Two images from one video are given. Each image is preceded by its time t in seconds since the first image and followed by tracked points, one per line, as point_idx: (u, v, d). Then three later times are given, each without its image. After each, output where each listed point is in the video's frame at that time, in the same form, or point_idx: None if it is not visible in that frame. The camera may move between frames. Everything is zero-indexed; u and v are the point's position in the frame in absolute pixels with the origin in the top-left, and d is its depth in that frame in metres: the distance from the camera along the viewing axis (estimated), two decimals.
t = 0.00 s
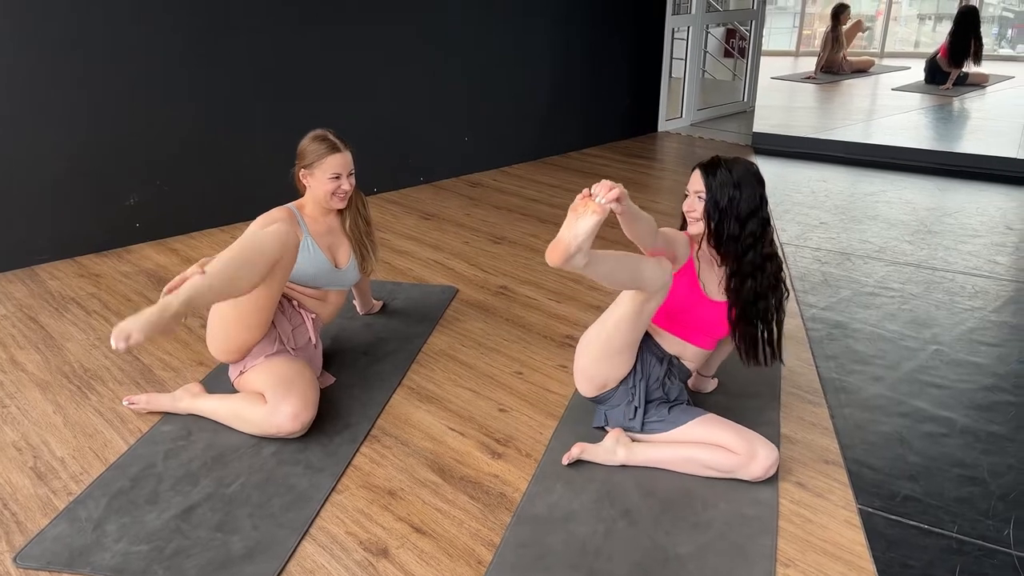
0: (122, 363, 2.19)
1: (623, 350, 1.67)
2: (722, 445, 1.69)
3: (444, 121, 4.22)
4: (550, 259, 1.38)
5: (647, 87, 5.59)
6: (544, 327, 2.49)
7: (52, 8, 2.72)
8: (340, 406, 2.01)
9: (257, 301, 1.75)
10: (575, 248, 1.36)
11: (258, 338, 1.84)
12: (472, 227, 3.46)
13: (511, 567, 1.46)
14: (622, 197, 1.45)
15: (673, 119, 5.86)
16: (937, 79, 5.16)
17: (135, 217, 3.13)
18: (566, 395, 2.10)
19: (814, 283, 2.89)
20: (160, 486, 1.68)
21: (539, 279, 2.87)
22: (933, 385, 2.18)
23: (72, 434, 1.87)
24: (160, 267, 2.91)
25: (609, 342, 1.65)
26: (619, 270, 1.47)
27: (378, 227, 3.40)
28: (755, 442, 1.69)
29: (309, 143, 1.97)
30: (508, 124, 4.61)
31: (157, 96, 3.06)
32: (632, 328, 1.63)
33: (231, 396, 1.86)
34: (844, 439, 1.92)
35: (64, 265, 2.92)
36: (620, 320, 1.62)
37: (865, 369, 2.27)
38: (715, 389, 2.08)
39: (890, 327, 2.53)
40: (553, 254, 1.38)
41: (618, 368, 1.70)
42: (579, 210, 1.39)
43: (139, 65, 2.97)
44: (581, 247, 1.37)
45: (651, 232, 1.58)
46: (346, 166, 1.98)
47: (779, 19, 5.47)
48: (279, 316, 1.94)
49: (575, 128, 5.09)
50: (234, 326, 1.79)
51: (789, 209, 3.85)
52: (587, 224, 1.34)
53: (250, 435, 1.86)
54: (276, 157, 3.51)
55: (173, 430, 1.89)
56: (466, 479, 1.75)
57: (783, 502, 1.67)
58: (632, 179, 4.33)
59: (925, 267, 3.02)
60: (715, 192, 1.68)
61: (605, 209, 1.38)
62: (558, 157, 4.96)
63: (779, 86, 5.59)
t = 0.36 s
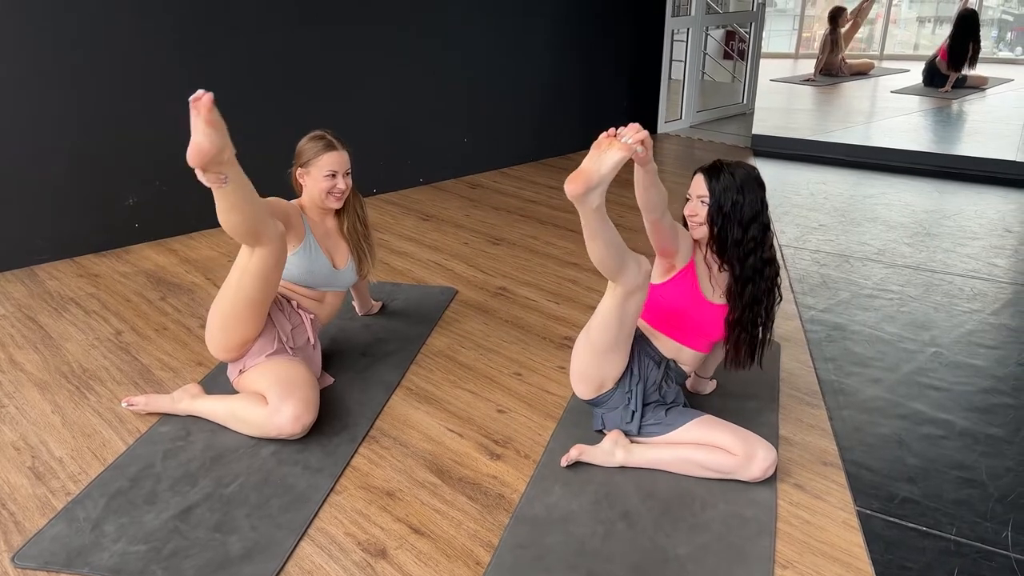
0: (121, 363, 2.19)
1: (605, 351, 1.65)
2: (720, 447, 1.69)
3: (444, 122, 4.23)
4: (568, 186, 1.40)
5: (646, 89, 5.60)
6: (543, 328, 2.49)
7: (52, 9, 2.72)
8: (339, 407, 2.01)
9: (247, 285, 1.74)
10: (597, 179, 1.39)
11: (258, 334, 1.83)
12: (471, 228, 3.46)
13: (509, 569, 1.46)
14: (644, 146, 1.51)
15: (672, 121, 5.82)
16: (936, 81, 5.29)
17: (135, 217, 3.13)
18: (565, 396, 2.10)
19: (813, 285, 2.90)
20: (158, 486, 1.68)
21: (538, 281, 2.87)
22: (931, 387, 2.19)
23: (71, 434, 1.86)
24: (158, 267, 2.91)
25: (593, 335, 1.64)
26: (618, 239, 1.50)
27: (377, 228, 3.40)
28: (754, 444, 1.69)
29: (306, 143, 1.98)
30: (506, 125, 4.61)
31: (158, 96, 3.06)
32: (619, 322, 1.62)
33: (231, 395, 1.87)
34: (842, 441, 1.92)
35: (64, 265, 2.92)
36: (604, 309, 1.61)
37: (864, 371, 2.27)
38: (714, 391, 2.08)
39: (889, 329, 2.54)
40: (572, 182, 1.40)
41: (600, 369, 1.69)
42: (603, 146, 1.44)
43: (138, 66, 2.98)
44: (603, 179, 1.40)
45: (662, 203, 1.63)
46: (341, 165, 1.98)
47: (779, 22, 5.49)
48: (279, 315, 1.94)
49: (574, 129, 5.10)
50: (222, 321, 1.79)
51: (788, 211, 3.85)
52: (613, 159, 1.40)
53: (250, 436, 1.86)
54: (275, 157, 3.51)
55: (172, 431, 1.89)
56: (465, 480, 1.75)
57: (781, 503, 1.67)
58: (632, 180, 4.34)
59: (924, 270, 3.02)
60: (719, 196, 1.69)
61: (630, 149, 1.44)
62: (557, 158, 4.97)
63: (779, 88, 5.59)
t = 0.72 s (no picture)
0: (123, 362, 2.19)
1: (603, 351, 1.66)
2: (723, 447, 1.69)
3: (446, 122, 4.23)
4: (586, 161, 1.43)
5: (648, 90, 5.59)
6: (545, 327, 2.49)
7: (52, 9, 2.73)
8: (341, 405, 2.01)
9: (244, 287, 1.74)
10: (614, 153, 1.44)
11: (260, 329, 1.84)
12: (472, 228, 3.46)
13: (510, 568, 1.46)
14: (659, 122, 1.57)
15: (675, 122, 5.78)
16: (939, 82, 5.29)
17: (137, 216, 3.14)
18: (567, 395, 2.10)
19: (815, 285, 2.89)
20: (160, 484, 1.68)
21: (539, 280, 2.87)
22: (934, 387, 2.18)
23: (73, 432, 1.87)
24: (160, 266, 2.91)
25: (590, 334, 1.65)
26: (614, 234, 1.53)
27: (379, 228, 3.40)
28: (756, 444, 1.68)
29: (311, 143, 1.99)
30: (507, 125, 4.61)
31: (160, 96, 3.07)
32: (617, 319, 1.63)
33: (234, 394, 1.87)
34: (844, 441, 1.92)
35: (66, 264, 2.93)
36: (599, 307, 1.63)
37: (866, 371, 2.26)
38: (716, 390, 2.08)
39: (891, 329, 2.53)
40: (590, 155, 1.43)
41: (598, 369, 1.70)
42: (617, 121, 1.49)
43: (139, 66, 2.99)
44: (620, 153, 1.45)
45: (667, 191, 1.65)
46: (347, 164, 1.98)
47: (784, 22, 5.48)
48: (283, 313, 1.94)
49: (576, 129, 5.10)
50: (225, 318, 1.79)
51: (791, 212, 3.85)
52: (628, 135, 1.45)
53: (252, 435, 1.86)
54: (274, 156, 3.51)
55: (174, 429, 1.89)
56: (466, 478, 1.74)
57: (783, 503, 1.67)
58: (634, 180, 4.34)
59: (927, 270, 3.02)
60: (740, 194, 1.68)
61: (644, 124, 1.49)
62: (559, 158, 4.97)
63: (780, 89, 5.72)
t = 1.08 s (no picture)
0: (128, 360, 2.20)
1: (600, 355, 1.67)
2: (730, 449, 1.68)
3: (451, 121, 4.24)
4: (591, 162, 1.43)
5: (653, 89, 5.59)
6: (551, 327, 2.48)
7: (56, 9, 2.73)
8: (346, 405, 2.01)
9: (249, 278, 1.74)
10: (619, 152, 1.44)
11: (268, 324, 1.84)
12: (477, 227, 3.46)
13: (515, 568, 1.45)
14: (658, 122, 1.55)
15: (679, 121, 5.62)
16: (945, 81, 5.51)
17: (142, 215, 3.14)
18: (572, 395, 2.10)
19: (821, 284, 2.88)
20: (165, 483, 1.68)
21: (545, 280, 2.86)
22: (941, 387, 2.17)
23: (79, 431, 1.87)
24: (165, 265, 2.92)
25: (586, 339, 1.66)
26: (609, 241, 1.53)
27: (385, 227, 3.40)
28: (762, 444, 1.68)
29: (320, 143, 2.02)
30: (513, 125, 4.61)
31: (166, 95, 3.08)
32: (613, 323, 1.63)
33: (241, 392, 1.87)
34: (851, 441, 1.91)
35: (72, 262, 2.94)
36: (593, 309, 1.63)
37: (873, 371, 2.26)
38: (722, 391, 2.07)
39: (897, 329, 2.52)
40: (595, 156, 1.43)
41: (596, 371, 1.70)
42: (617, 122, 1.47)
43: (146, 66, 2.99)
44: (623, 153, 1.45)
45: (669, 187, 1.64)
46: (349, 167, 2.00)
47: (788, 22, 5.52)
48: (292, 311, 1.95)
49: (581, 128, 5.10)
50: (232, 318, 1.80)
51: (796, 211, 3.84)
52: (629, 135, 1.44)
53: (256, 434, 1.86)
54: (278, 155, 3.51)
55: (179, 427, 1.90)
56: (471, 478, 1.74)
57: (789, 503, 1.66)
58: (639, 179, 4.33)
59: (933, 270, 3.01)
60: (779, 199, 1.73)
61: (646, 122, 1.47)
62: (564, 158, 4.96)
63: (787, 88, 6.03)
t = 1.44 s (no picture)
0: (137, 358, 2.20)
1: (606, 357, 1.67)
2: (738, 447, 1.68)
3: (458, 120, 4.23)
4: (581, 168, 1.44)
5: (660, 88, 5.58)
6: (558, 325, 2.48)
7: (61, 9, 2.74)
8: (354, 402, 2.01)
9: (248, 282, 1.74)
10: (608, 160, 1.45)
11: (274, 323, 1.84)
12: (484, 225, 3.46)
13: (524, 566, 1.45)
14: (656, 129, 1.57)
15: (686, 119, 5.78)
16: (953, 79, 5.33)
17: (150, 213, 3.15)
18: (580, 393, 2.10)
19: (829, 283, 2.88)
20: (175, 480, 1.69)
21: (552, 278, 2.86)
22: (950, 386, 2.17)
23: (89, 428, 1.88)
24: (173, 263, 2.93)
25: (591, 342, 1.66)
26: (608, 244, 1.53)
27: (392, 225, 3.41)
28: (770, 442, 1.67)
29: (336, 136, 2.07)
30: (519, 123, 4.60)
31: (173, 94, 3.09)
32: (616, 326, 1.63)
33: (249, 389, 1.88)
34: (859, 439, 1.91)
35: (80, 260, 2.94)
36: (596, 314, 1.63)
37: (881, 370, 2.25)
38: (730, 389, 2.07)
39: (906, 328, 2.52)
40: (586, 162, 1.44)
41: (603, 372, 1.71)
42: (612, 128, 1.50)
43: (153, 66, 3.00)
44: (613, 162, 1.46)
45: (676, 190, 1.62)
46: (358, 155, 2.01)
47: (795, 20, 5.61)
48: (299, 309, 1.95)
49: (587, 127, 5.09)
50: (237, 319, 1.81)
51: (803, 210, 3.84)
52: (623, 141, 1.46)
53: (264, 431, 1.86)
54: (284, 154, 3.51)
55: (188, 424, 1.90)
56: (479, 476, 1.74)
57: (798, 502, 1.66)
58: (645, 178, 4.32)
59: (942, 269, 3.00)
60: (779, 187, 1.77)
61: (642, 129, 1.49)
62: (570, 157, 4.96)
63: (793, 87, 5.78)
